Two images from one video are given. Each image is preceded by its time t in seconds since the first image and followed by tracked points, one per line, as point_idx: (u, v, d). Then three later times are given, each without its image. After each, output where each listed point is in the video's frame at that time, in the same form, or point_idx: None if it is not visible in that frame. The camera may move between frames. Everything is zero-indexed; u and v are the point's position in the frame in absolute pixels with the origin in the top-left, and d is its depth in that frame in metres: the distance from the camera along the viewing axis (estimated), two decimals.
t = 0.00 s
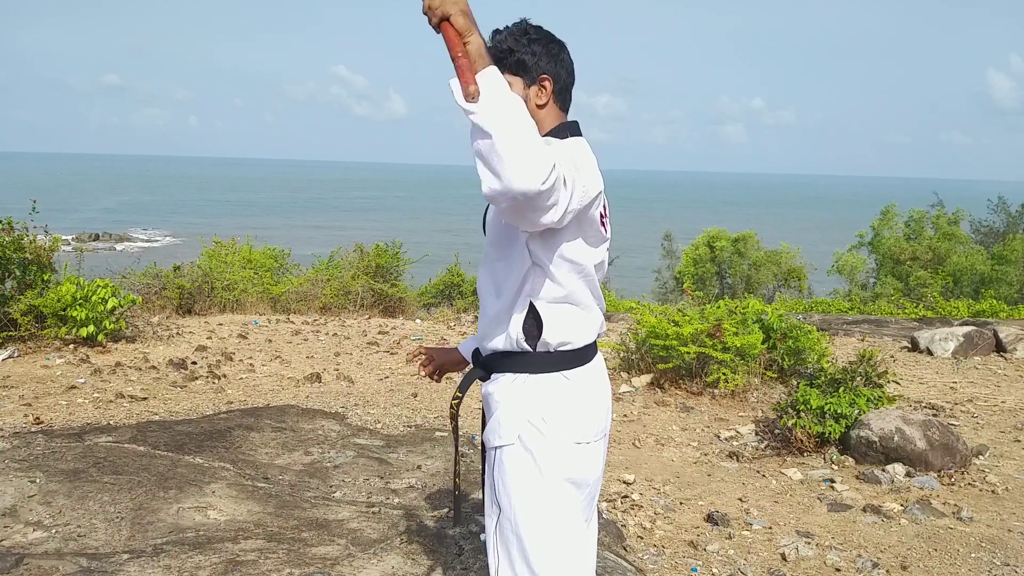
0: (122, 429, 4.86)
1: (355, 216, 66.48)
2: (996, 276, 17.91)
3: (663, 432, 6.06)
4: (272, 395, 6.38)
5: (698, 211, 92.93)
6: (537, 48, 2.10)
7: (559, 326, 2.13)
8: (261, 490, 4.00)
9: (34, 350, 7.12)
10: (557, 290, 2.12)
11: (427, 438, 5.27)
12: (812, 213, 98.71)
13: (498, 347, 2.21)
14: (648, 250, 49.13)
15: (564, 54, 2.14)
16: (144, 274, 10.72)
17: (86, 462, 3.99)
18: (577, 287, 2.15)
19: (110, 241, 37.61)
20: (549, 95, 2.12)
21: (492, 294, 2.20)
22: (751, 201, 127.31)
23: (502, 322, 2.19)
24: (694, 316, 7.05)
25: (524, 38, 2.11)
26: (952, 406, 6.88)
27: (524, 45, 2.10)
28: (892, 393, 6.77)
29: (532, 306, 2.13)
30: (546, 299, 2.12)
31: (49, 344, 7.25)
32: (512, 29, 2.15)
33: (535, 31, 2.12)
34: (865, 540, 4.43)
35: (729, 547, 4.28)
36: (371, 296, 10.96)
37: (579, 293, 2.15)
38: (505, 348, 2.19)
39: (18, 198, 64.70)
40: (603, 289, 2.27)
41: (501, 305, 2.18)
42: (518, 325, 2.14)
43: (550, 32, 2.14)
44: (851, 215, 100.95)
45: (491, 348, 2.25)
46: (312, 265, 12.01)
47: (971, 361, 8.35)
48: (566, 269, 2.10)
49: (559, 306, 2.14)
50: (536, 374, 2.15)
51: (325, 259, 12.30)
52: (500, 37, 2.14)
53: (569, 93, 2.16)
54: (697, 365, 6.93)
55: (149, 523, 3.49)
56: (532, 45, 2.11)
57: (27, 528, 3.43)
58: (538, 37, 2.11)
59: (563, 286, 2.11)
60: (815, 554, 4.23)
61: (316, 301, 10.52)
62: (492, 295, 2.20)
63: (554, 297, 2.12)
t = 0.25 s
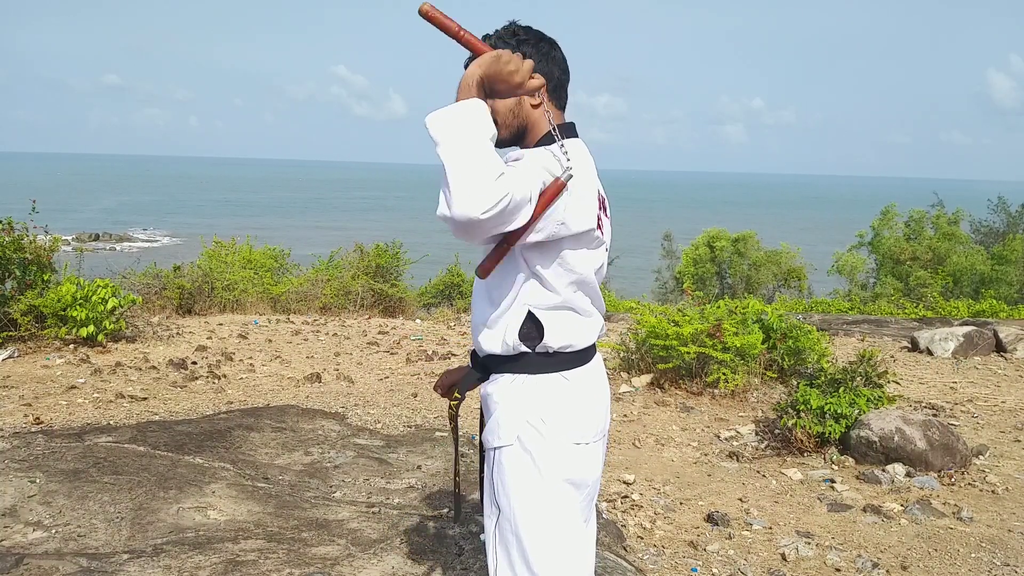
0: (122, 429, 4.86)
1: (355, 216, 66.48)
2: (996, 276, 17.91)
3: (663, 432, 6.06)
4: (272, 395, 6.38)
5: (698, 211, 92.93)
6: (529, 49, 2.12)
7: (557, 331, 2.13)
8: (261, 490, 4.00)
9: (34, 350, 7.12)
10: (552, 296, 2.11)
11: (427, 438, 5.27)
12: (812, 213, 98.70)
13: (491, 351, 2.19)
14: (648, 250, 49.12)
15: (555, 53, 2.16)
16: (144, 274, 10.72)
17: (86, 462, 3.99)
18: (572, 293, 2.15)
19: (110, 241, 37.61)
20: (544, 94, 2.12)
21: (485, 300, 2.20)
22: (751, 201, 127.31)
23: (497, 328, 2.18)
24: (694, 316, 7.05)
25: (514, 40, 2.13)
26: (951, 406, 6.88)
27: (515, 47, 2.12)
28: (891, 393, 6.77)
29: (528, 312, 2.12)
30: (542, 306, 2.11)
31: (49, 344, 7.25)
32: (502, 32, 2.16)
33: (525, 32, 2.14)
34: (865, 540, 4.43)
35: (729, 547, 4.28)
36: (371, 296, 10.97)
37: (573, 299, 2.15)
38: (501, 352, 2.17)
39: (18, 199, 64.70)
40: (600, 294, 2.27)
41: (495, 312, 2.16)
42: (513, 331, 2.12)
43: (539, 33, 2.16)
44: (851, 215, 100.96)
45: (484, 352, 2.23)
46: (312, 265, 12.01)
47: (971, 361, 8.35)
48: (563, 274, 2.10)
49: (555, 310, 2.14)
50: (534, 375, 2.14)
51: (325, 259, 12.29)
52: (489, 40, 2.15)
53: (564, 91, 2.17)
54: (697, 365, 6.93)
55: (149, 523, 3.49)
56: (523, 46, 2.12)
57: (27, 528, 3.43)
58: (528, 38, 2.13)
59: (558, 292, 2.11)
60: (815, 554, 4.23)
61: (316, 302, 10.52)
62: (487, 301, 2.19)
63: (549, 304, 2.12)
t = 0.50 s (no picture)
0: (122, 429, 4.86)
1: (354, 216, 66.48)
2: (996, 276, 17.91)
3: (663, 432, 6.06)
4: (272, 395, 6.38)
5: (697, 211, 92.92)
6: (533, 49, 2.10)
7: (559, 332, 2.13)
8: (261, 490, 3.99)
9: (34, 350, 7.12)
10: (554, 298, 2.12)
11: (427, 438, 5.27)
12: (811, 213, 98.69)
13: (493, 351, 2.18)
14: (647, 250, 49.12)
15: (558, 52, 2.15)
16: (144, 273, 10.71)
17: (86, 462, 3.99)
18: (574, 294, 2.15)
19: (110, 241, 37.61)
20: (547, 95, 2.12)
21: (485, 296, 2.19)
22: (751, 201, 127.30)
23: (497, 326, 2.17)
24: (694, 316, 7.05)
25: (519, 39, 2.10)
26: (951, 406, 6.88)
27: (520, 46, 2.09)
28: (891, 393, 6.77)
29: (530, 313, 2.12)
30: (544, 307, 2.11)
31: (48, 344, 7.25)
32: (505, 31, 2.14)
33: (529, 32, 2.12)
34: (865, 540, 4.43)
35: (729, 547, 4.28)
36: (371, 296, 10.96)
37: (575, 301, 2.15)
38: (502, 351, 2.17)
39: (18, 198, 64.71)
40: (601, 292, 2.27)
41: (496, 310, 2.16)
42: (515, 331, 2.12)
43: (542, 32, 2.14)
44: (851, 215, 100.96)
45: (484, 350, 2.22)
46: (312, 265, 12.00)
47: (971, 361, 8.35)
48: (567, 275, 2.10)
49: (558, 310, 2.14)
50: (535, 375, 2.14)
51: (325, 259, 12.29)
52: (493, 39, 2.12)
53: (566, 92, 2.16)
54: (697, 365, 6.93)
55: (149, 523, 3.49)
56: (528, 46, 2.10)
57: (27, 528, 3.43)
58: (532, 38, 2.11)
59: (560, 294, 2.11)
60: (815, 554, 4.23)
61: (316, 301, 10.52)
62: (487, 299, 2.19)
63: (551, 305, 2.12)
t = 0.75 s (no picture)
0: (122, 429, 4.86)
1: (354, 216, 66.49)
2: (996, 276, 17.91)
3: (663, 432, 6.06)
4: (272, 395, 6.38)
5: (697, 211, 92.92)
6: (539, 50, 2.10)
7: (555, 332, 2.13)
8: (261, 490, 3.99)
9: (34, 350, 7.12)
10: (553, 297, 2.12)
11: (427, 438, 5.27)
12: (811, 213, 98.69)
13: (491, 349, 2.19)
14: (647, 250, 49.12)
15: (563, 54, 2.15)
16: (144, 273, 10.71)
17: (86, 462, 3.99)
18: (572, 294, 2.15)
19: (110, 241, 37.61)
20: (551, 96, 2.12)
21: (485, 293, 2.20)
22: (751, 201, 127.31)
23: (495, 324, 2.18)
24: (694, 316, 7.05)
25: (525, 39, 2.10)
26: (951, 406, 6.88)
27: (526, 45, 2.09)
28: (891, 393, 6.77)
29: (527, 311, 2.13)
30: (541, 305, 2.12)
31: (48, 344, 7.25)
32: (511, 30, 2.14)
33: (535, 33, 2.12)
34: (865, 540, 4.42)
35: (729, 547, 4.28)
36: (371, 296, 10.97)
37: (574, 301, 2.15)
38: (499, 350, 2.18)
39: (18, 199, 64.72)
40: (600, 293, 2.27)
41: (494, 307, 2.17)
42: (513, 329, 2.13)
43: (548, 34, 2.14)
44: (851, 215, 100.95)
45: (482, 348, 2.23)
46: (312, 265, 12.00)
47: (971, 361, 8.35)
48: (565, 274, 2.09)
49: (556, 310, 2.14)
50: (531, 374, 2.15)
51: (325, 259, 12.30)
52: (499, 38, 2.12)
53: (569, 94, 2.17)
54: (697, 365, 6.93)
55: (149, 523, 3.49)
56: (534, 47, 2.10)
57: (26, 528, 3.43)
58: (538, 39, 2.11)
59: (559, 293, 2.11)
60: (815, 554, 4.23)
61: (316, 301, 10.52)
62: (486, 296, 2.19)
63: (549, 304, 2.12)
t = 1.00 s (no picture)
0: (122, 429, 4.86)
1: (354, 216, 66.48)
2: (996, 276, 17.91)
3: (663, 432, 6.06)
4: (272, 395, 6.38)
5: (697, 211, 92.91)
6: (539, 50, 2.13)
7: (554, 318, 2.17)
8: (261, 490, 4.00)
9: (34, 350, 7.12)
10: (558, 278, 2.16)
11: (427, 438, 5.27)
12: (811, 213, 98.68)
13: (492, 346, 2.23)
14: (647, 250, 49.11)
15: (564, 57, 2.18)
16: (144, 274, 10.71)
17: (86, 462, 3.99)
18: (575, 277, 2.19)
19: (110, 241, 37.61)
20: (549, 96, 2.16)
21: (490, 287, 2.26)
22: (751, 201, 127.31)
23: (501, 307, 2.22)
24: (694, 316, 7.05)
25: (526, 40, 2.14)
26: (951, 406, 6.88)
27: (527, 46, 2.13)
28: (891, 393, 6.77)
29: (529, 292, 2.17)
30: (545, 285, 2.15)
31: (48, 344, 7.25)
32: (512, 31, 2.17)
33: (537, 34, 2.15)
34: (865, 540, 4.42)
35: (730, 547, 4.28)
36: (371, 296, 10.96)
37: (575, 284, 2.19)
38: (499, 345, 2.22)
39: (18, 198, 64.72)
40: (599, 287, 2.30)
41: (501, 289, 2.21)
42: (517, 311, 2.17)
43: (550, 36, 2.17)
44: (851, 215, 100.93)
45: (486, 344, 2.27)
46: (312, 265, 12.00)
47: (971, 361, 8.35)
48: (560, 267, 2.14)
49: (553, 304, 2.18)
50: (527, 373, 2.16)
51: (325, 259, 12.29)
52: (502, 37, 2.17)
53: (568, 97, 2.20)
54: (697, 365, 6.93)
55: (149, 523, 3.49)
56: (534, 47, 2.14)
57: (26, 528, 3.43)
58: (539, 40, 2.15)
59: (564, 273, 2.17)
60: (815, 554, 4.23)
61: (316, 301, 10.52)
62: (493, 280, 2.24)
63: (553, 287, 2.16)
